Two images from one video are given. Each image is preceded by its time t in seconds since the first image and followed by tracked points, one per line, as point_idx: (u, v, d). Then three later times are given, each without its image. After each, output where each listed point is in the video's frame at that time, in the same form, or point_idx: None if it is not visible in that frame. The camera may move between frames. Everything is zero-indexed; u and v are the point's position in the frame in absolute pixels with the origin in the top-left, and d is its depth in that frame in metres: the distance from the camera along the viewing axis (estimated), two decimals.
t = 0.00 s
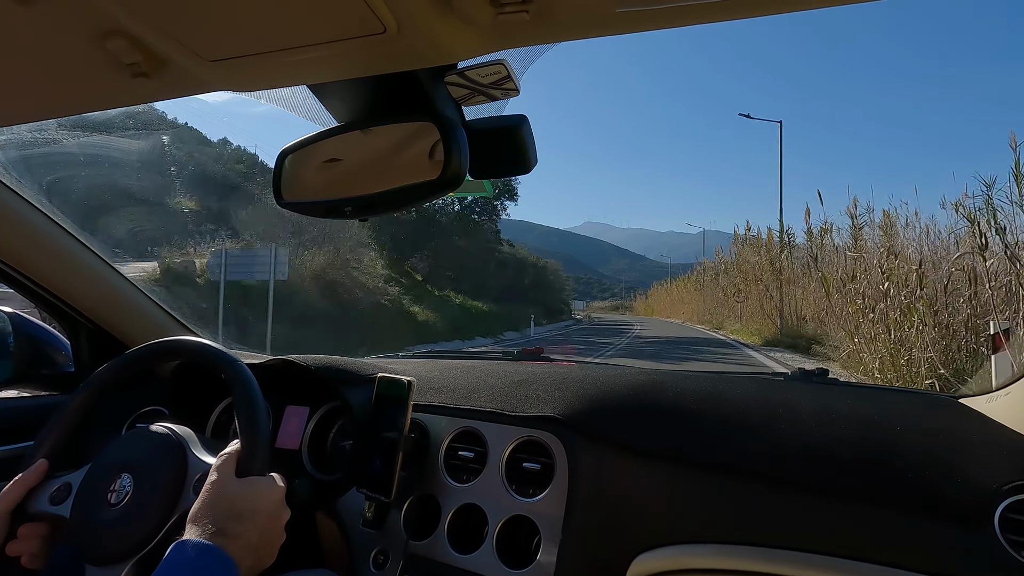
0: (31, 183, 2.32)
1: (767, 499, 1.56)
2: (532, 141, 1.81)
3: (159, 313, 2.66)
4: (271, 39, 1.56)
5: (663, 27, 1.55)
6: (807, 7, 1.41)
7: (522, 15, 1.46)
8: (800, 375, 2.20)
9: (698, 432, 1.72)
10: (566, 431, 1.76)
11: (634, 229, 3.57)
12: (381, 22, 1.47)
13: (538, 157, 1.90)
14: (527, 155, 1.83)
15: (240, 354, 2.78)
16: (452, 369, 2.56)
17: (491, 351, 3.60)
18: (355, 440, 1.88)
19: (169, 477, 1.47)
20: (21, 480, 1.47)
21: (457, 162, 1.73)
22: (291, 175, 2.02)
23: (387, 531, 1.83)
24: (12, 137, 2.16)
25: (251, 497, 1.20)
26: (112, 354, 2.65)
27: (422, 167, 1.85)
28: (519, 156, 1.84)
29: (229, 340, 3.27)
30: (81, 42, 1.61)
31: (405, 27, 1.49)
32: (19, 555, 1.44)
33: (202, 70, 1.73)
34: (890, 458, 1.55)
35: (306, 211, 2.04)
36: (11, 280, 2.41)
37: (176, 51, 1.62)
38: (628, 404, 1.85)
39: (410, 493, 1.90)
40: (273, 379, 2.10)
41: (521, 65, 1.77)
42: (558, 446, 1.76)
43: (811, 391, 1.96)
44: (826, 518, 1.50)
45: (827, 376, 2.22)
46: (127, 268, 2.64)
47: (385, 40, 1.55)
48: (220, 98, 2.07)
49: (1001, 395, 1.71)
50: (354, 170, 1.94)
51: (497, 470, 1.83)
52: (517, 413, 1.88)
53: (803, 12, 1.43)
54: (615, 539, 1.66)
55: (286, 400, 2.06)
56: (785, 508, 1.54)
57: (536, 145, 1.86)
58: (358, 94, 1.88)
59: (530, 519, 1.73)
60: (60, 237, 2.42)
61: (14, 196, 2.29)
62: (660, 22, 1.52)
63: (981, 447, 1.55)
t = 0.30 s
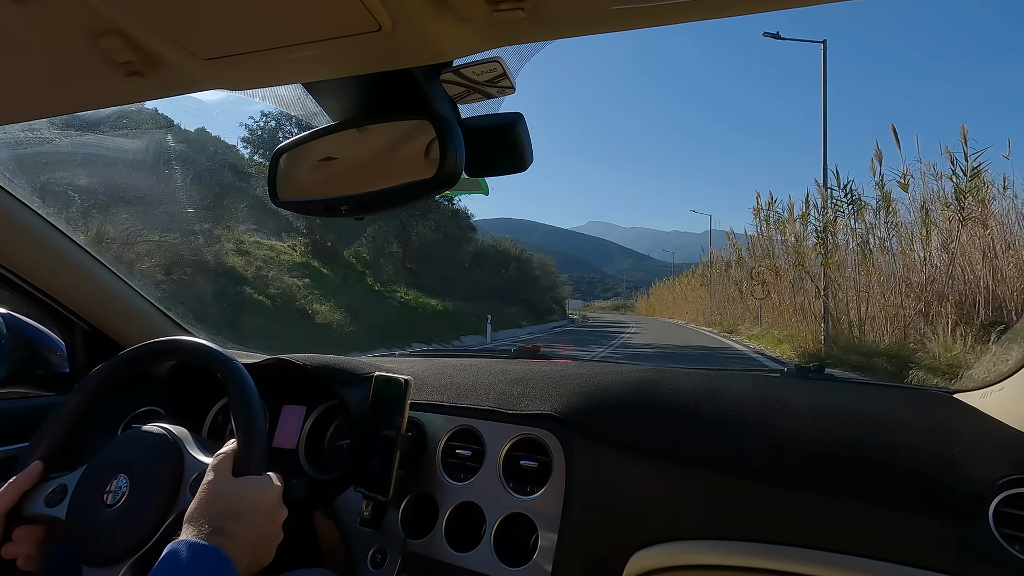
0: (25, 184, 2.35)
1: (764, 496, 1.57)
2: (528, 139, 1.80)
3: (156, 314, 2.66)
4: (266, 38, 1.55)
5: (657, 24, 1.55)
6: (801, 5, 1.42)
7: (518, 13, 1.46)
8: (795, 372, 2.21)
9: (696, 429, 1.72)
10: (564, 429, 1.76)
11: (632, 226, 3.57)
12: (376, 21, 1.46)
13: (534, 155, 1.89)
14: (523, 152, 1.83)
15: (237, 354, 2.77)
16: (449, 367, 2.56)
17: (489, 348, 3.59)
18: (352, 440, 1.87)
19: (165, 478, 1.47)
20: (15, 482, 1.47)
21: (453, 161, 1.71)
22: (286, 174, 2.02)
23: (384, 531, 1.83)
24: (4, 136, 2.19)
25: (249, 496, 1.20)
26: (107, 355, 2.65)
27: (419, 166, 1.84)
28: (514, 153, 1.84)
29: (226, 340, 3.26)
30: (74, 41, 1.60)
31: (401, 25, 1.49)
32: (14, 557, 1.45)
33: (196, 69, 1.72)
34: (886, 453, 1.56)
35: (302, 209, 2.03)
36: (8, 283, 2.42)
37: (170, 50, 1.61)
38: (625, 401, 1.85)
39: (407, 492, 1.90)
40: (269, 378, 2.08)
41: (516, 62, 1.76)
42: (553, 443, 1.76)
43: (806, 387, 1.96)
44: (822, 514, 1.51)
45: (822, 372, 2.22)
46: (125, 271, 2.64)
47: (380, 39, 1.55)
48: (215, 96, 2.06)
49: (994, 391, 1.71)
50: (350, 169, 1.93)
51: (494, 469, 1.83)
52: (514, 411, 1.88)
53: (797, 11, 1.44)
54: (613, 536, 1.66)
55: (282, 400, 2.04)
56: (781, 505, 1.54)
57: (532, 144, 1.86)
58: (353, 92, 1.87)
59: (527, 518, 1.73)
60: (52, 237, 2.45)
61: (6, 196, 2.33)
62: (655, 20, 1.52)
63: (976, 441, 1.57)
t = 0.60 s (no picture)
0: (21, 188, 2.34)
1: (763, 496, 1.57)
2: (524, 140, 1.80)
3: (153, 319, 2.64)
4: (261, 40, 1.55)
5: (652, 24, 1.55)
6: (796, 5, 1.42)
7: (513, 14, 1.46)
8: (793, 371, 2.21)
9: (693, 429, 1.72)
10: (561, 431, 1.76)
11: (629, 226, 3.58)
12: (371, 22, 1.46)
13: (529, 156, 1.89)
14: (518, 154, 1.82)
15: (233, 357, 2.76)
16: (445, 369, 2.55)
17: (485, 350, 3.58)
18: (349, 442, 1.84)
19: (163, 482, 1.46)
20: (11, 485, 1.46)
21: (450, 162, 1.72)
22: (281, 175, 2.01)
23: (383, 533, 1.80)
24: None
25: (246, 503, 1.20)
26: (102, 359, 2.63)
27: (415, 168, 1.86)
28: (510, 155, 1.84)
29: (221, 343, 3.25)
30: (68, 44, 1.59)
31: (397, 27, 1.49)
32: (10, 561, 1.44)
33: (191, 71, 1.72)
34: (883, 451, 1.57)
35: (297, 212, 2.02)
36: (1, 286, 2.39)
37: (165, 52, 1.61)
38: (624, 402, 1.85)
39: (406, 493, 1.90)
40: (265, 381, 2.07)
41: (512, 64, 1.76)
42: (552, 445, 1.77)
43: (804, 386, 1.97)
44: (821, 514, 1.50)
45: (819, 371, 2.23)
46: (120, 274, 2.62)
47: (376, 41, 1.54)
48: (209, 99, 2.06)
49: (990, 388, 1.71)
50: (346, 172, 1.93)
51: (492, 470, 1.83)
52: (512, 412, 1.88)
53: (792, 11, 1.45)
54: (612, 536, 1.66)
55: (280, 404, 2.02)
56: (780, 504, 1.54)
57: (529, 145, 1.86)
58: (348, 94, 1.86)
59: (526, 518, 1.73)
60: (46, 240, 2.39)
61: None
62: (650, 21, 1.52)
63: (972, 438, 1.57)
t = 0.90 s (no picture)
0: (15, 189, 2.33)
1: (762, 495, 1.57)
2: (522, 140, 1.80)
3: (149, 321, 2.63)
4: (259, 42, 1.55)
5: (648, 25, 1.55)
6: (795, 5, 1.42)
7: (510, 15, 1.46)
8: (790, 370, 2.21)
9: (691, 428, 1.73)
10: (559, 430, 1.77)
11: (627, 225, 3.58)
12: (368, 25, 1.46)
13: (527, 157, 1.89)
14: (516, 154, 1.83)
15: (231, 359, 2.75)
16: (444, 370, 2.55)
17: (483, 351, 3.57)
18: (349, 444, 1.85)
19: (159, 484, 1.45)
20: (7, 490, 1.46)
21: (447, 162, 1.72)
22: (278, 177, 2.01)
23: (381, 536, 1.82)
24: None
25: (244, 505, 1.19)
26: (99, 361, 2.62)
27: (413, 169, 1.83)
28: (508, 155, 1.84)
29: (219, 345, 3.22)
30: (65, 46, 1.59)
31: (394, 29, 1.49)
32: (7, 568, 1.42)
33: (187, 73, 1.71)
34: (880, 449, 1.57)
35: (294, 214, 2.03)
36: None
37: (162, 54, 1.61)
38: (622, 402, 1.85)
39: (404, 496, 1.90)
40: (263, 383, 2.06)
41: (509, 66, 1.77)
42: (551, 446, 1.78)
43: (803, 386, 1.97)
44: (820, 512, 1.51)
45: (816, 370, 2.23)
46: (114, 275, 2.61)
47: (372, 43, 1.54)
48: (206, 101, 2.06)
49: (987, 387, 1.71)
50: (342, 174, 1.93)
51: (491, 471, 1.82)
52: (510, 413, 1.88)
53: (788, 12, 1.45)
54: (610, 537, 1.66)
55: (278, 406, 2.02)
56: (779, 503, 1.54)
57: (526, 145, 1.86)
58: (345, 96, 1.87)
59: (525, 519, 1.73)
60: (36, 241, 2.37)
61: None
62: (646, 22, 1.52)
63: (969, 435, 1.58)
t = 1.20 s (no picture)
0: (7, 186, 2.33)
1: (759, 495, 1.58)
2: (519, 140, 1.80)
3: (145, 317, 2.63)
4: (257, 40, 1.54)
5: (646, 25, 1.55)
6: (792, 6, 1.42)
7: (508, 14, 1.46)
8: (786, 371, 2.22)
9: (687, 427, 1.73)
10: (556, 430, 1.77)
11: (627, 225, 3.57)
12: (366, 22, 1.45)
13: (525, 157, 1.89)
14: (514, 155, 1.82)
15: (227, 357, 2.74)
16: (440, 370, 2.54)
17: (479, 351, 3.55)
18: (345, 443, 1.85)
19: (154, 485, 1.45)
20: None
21: (446, 161, 1.72)
22: (275, 175, 2.00)
23: (377, 535, 1.82)
24: None
25: (241, 498, 1.19)
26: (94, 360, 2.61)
27: (410, 169, 1.83)
28: (505, 156, 1.84)
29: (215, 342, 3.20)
30: (61, 43, 1.58)
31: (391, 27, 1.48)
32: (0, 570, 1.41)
33: (185, 70, 1.71)
34: (876, 449, 1.58)
35: (290, 212, 2.02)
36: None
37: (159, 52, 1.60)
38: (618, 402, 1.85)
39: (400, 495, 1.89)
40: (259, 383, 2.06)
41: (507, 64, 1.77)
42: (547, 445, 1.76)
43: (799, 386, 1.97)
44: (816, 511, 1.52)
45: (813, 371, 2.24)
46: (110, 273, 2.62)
47: (370, 40, 1.54)
48: (203, 98, 2.05)
49: (982, 388, 1.70)
50: (338, 172, 1.91)
51: (487, 471, 1.82)
52: (506, 413, 1.88)
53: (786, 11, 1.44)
54: (605, 537, 1.67)
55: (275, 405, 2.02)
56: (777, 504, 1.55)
57: (524, 145, 1.85)
58: (343, 94, 1.86)
59: (521, 519, 1.73)
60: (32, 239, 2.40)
61: None
62: (644, 21, 1.52)
63: (963, 435, 1.58)
